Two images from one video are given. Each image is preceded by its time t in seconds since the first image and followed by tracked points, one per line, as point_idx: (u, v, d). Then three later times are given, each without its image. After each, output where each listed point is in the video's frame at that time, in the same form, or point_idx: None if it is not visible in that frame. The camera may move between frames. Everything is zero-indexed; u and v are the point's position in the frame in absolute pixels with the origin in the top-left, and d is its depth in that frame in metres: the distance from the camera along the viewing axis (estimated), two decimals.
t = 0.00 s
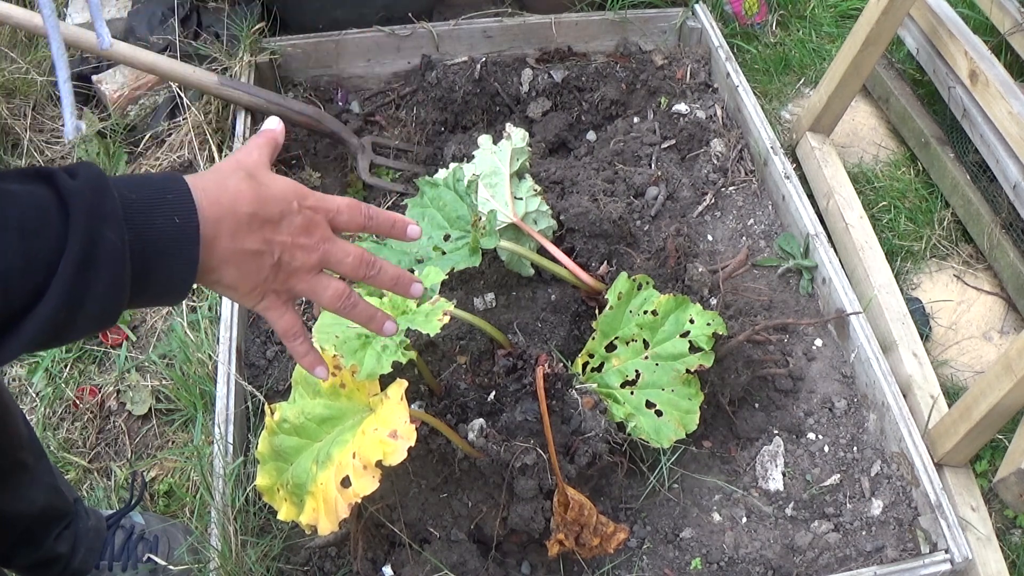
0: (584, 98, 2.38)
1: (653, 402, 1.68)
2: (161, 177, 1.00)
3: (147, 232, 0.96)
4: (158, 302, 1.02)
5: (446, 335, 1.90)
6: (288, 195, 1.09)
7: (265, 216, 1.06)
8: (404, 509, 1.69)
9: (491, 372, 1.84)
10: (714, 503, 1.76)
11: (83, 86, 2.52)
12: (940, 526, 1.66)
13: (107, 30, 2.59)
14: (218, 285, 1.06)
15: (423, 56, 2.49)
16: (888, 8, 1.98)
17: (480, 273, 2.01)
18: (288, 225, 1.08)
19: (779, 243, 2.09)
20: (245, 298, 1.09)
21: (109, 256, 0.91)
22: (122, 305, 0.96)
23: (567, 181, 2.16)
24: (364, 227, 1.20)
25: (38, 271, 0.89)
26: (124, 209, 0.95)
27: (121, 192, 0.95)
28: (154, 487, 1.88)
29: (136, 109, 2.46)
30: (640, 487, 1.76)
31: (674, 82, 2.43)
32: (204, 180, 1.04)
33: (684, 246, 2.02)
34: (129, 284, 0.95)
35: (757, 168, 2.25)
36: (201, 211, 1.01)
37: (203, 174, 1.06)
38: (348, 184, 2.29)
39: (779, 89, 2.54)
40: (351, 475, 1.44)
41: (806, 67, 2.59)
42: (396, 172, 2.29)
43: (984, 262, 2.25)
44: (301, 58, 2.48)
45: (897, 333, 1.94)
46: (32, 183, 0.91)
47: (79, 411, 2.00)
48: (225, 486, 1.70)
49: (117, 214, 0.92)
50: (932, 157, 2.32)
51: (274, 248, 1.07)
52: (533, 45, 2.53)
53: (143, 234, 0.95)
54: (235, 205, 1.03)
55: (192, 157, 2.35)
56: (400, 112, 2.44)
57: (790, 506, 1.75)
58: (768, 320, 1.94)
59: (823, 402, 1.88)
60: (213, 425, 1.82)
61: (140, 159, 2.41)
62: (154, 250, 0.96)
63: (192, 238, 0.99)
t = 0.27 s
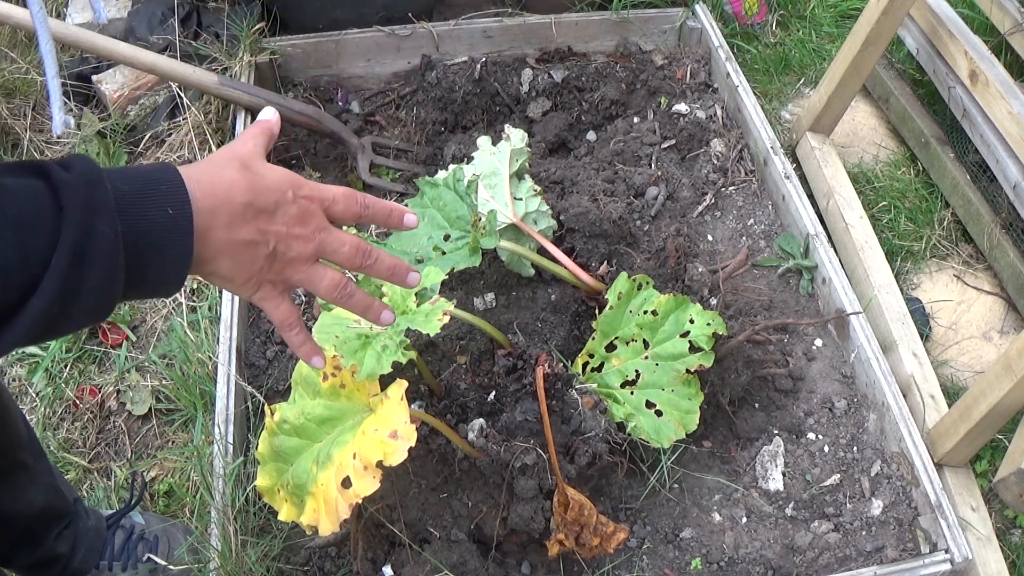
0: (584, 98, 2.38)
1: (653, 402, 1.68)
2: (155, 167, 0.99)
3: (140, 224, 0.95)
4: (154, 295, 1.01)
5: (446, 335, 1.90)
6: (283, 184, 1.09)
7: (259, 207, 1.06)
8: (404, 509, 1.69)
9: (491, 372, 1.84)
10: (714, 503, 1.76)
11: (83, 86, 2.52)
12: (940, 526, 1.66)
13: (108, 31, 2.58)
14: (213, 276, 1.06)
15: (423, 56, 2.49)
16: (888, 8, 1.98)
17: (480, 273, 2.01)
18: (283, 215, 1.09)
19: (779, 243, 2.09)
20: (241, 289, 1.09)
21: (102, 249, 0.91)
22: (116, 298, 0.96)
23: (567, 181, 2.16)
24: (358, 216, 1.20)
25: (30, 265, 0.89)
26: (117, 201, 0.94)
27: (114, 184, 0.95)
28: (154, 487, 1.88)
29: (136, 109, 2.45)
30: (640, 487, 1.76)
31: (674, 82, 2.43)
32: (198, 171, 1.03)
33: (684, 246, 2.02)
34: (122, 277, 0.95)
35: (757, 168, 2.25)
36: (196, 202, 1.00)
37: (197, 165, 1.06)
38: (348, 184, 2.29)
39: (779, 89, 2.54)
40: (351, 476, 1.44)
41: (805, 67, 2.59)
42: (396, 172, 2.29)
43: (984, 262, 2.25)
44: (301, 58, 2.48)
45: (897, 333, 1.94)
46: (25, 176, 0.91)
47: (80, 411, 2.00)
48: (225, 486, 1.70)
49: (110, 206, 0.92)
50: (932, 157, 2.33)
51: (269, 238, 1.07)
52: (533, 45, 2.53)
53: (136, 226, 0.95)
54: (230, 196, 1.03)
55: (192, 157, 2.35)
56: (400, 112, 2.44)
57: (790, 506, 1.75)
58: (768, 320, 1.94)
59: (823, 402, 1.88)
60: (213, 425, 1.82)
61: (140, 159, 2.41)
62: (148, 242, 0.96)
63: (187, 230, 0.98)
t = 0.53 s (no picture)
0: (584, 98, 2.38)
1: (653, 402, 1.68)
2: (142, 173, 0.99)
3: (124, 230, 0.95)
4: (140, 301, 1.01)
5: (446, 335, 1.90)
6: (272, 189, 1.09)
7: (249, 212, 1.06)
8: (404, 509, 1.69)
9: (491, 372, 1.84)
10: (714, 503, 1.76)
11: (83, 86, 2.52)
12: (940, 526, 1.66)
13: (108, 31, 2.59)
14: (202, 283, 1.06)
15: (423, 56, 2.49)
16: (888, 8, 1.98)
17: (480, 273, 2.01)
18: (272, 220, 1.08)
19: (779, 243, 2.09)
20: (232, 295, 1.08)
21: (86, 255, 0.91)
22: (100, 303, 0.96)
23: (567, 181, 2.16)
24: (349, 220, 1.20)
25: (14, 270, 0.89)
26: (100, 206, 0.95)
27: (99, 191, 0.95)
28: (154, 487, 1.88)
29: (136, 109, 2.46)
30: (640, 487, 1.76)
31: (674, 82, 2.43)
32: (185, 176, 1.03)
33: (684, 246, 2.02)
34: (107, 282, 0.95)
35: (757, 168, 2.25)
36: (181, 207, 1.00)
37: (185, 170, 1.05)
38: (348, 184, 2.29)
39: (779, 89, 2.54)
40: (351, 475, 1.44)
41: (805, 67, 2.59)
42: (396, 172, 2.29)
43: (984, 262, 2.25)
44: (301, 58, 2.48)
45: (897, 333, 1.94)
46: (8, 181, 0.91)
47: (80, 411, 2.00)
48: (225, 486, 1.70)
49: (94, 212, 0.92)
50: (931, 157, 2.33)
51: (259, 243, 1.06)
52: (533, 45, 2.53)
53: (121, 232, 0.95)
54: (216, 201, 1.03)
55: (192, 157, 2.36)
56: (400, 112, 2.44)
57: (790, 506, 1.75)
58: (768, 320, 1.94)
59: (823, 402, 1.88)
60: (213, 425, 1.81)
61: (140, 159, 2.41)
62: (133, 247, 0.96)
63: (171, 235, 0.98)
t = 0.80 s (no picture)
0: (584, 98, 2.38)
1: (653, 402, 1.67)
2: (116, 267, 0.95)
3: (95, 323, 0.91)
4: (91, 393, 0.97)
5: (445, 335, 1.89)
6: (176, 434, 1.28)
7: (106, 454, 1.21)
8: (404, 509, 1.69)
9: (491, 372, 1.84)
10: (715, 503, 1.76)
11: (83, 86, 2.52)
12: (940, 526, 1.66)
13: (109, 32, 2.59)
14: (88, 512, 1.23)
15: (423, 56, 2.49)
16: (888, 8, 1.98)
17: (480, 273, 2.01)
18: (162, 456, 1.26)
19: (779, 243, 2.09)
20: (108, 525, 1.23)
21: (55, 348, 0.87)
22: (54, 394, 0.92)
23: (567, 181, 2.16)
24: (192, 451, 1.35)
25: None
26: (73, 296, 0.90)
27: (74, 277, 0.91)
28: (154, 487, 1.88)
29: (136, 109, 2.45)
30: (640, 487, 1.76)
31: (674, 82, 2.43)
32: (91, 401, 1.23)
33: (684, 246, 2.02)
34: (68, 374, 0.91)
35: (757, 168, 2.25)
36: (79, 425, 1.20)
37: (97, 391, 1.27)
38: (348, 184, 2.29)
39: (779, 89, 2.54)
40: (352, 475, 1.45)
41: (805, 67, 2.59)
42: (396, 172, 2.29)
43: (984, 262, 2.25)
44: (301, 58, 2.48)
45: (897, 333, 1.94)
46: None
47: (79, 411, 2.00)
48: (225, 486, 1.70)
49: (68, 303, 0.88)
50: (931, 157, 2.33)
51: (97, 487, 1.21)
52: (533, 45, 2.53)
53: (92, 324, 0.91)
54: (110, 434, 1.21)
55: (192, 157, 2.35)
56: (400, 112, 2.44)
57: (790, 506, 1.75)
58: (768, 320, 1.94)
59: (823, 402, 1.88)
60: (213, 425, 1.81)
61: (140, 159, 2.41)
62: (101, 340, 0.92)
63: (53, 484, 1.19)
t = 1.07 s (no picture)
0: (584, 98, 2.38)
1: (653, 402, 1.67)
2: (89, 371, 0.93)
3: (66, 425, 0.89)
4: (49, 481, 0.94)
5: (445, 335, 1.89)
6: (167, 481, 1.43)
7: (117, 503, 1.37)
8: (404, 509, 1.69)
9: (491, 372, 1.84)
10: (714, 503, 1.76)
11: (83, 86, 2.52)
12: (940, 526, 1.66)
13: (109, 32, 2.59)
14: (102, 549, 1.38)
15: (423, 56, 2.49)
16: (888, 8, 1.98)
17: (480, 273, 2.01)
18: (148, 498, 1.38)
19: (779, 243, 2.09)
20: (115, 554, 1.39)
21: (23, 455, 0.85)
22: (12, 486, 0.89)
23: (567, 181, 2.16)
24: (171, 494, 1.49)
25: None
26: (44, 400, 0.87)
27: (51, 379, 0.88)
28: (154, 487, 1.88)
29: (136, 109, 2.45)
30: (640, 487, 1.76)
31: (674, 82, 2.43)
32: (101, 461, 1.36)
33: (684, 246, 2.02)
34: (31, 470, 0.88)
35: (757, 168, 2.25)
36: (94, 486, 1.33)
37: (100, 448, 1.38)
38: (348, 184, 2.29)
39: (779, 89, 2.54)
40: (352, 474, 1.45)
41: (805, 67, 2.59)
42: (396, 172, 2.29)
43: (984, 262, 2.25)
44: (301, 58, 2.48)
45: (897, 333, 1.94)
46: None
47: (79, 411, 2.00)
48: (225, 485, 1.70)
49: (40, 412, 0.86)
50: (932, 157, 2.33)
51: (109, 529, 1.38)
52: (533, 45, 2.53)
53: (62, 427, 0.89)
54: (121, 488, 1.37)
55: (192, 157, 2.35)
56: (400, 112, 2.44)
57: (791, 506, 1.75)
58: (768, 320, 1.94)
59: (823, 402, 1.88)
60: (213, 425, 1.81)
61: (140, 159, 2.41)
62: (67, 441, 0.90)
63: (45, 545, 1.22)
